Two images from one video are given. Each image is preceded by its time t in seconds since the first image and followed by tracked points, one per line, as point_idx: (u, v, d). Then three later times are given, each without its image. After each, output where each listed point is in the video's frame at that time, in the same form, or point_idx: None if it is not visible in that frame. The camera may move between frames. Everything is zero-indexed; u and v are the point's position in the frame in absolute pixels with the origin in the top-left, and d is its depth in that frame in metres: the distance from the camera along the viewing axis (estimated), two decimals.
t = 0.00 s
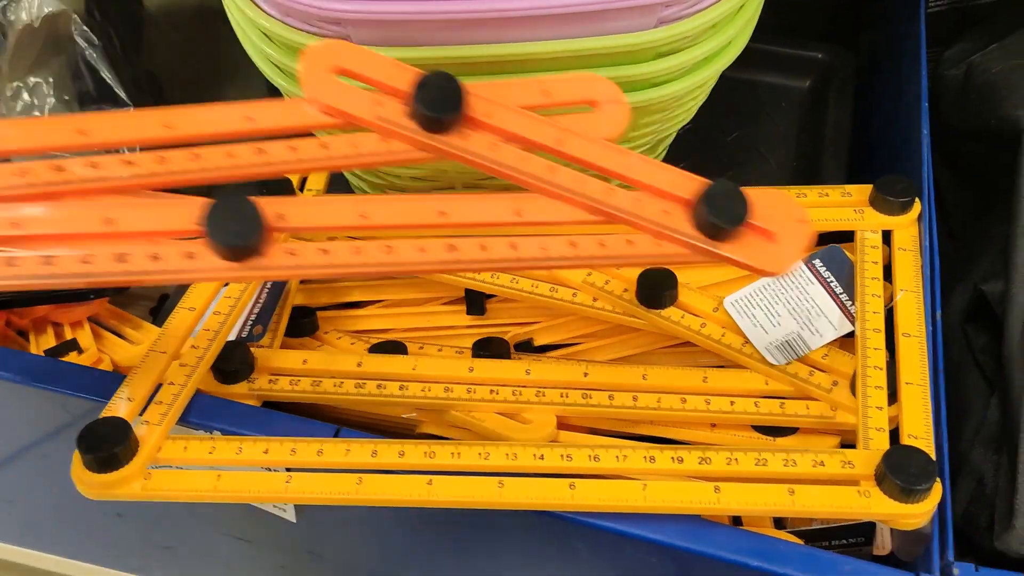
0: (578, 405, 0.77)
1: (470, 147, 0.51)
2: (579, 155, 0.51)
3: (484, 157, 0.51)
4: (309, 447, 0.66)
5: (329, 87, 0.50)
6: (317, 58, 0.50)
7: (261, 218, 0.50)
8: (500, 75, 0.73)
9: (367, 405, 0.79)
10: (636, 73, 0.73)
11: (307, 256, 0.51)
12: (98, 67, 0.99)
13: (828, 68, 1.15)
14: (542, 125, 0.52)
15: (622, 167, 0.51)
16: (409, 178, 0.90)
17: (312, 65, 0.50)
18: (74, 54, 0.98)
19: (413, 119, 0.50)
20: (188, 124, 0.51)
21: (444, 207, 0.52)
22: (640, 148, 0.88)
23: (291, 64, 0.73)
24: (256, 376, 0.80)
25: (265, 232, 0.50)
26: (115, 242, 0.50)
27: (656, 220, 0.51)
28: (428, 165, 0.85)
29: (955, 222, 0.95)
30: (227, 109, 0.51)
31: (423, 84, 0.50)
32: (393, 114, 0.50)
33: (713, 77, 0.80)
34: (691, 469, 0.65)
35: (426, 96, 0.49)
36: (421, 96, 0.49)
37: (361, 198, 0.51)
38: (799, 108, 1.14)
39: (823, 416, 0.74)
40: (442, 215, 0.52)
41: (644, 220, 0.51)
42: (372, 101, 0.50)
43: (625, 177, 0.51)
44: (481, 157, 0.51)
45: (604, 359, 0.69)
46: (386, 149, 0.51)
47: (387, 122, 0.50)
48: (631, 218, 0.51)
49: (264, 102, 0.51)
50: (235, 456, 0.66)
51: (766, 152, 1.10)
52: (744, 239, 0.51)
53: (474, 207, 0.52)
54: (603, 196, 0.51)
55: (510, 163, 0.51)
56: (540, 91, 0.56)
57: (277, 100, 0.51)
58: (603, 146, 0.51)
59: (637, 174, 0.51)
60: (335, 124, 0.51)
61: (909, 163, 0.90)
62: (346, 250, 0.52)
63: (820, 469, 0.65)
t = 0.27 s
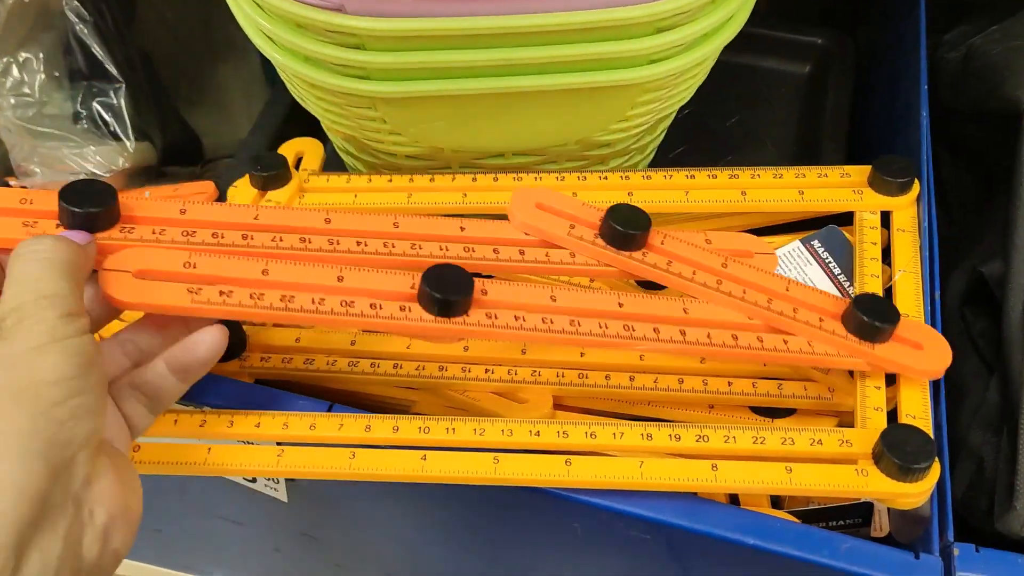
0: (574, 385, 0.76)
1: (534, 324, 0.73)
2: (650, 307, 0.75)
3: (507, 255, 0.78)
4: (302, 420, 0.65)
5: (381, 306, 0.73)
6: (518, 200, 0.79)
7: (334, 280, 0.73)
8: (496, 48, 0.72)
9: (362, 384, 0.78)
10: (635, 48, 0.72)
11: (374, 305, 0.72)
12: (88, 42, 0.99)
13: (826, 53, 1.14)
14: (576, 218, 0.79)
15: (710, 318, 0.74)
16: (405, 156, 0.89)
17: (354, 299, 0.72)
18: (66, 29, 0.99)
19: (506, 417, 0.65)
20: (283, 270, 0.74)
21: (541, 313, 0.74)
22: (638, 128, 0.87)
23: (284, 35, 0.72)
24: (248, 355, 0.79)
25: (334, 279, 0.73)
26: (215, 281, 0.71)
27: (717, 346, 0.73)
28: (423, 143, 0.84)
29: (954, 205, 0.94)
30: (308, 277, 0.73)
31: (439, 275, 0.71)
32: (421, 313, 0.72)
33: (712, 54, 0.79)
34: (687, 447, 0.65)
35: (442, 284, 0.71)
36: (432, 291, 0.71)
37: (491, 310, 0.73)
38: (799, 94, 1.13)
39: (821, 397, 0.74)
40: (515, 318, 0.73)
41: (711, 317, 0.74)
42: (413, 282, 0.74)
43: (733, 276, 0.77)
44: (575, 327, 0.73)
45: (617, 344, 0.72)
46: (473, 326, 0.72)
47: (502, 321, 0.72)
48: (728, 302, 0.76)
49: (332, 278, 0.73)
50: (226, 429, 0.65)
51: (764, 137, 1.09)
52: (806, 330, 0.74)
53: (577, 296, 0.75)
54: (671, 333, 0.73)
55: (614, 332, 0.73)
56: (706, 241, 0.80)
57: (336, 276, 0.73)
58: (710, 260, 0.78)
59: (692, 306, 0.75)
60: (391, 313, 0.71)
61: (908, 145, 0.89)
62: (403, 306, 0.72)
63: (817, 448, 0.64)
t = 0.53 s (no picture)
0: (577, 381, 0.74)
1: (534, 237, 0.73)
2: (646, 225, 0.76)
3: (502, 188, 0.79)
4: (297, 412, 0.64)
5: (387, 240, 0.69)
6: (500, 149, 0.81)
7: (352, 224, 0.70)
8: (500, 36, 0.70)
9: (360, 378, 0.77)
10: (642, 37, 0.71)
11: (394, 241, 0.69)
12: (82, 28, 0.97)
13: (833, 47, 1.12)
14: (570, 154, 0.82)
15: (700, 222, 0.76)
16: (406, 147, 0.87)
17: (356, 245, 0.68)
18: (60, 14, 0.97)
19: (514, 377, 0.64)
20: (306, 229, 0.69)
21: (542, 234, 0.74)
22: (643, 119, 0.86)
23: (283, 21, 0.70)
24: (243, 347, 0.78)
25: (348, 223, 0.71)
26: (227, 239, 0.67)
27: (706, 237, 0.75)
28: (425, 133, 0.83)
29: (963, 201, 0.93)
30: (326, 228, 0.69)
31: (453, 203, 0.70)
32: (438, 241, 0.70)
33: (720, 45, 0.78)
34: (691, 443, 0.63)
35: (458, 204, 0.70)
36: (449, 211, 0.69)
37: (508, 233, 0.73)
38: (804, 88, 1.11)
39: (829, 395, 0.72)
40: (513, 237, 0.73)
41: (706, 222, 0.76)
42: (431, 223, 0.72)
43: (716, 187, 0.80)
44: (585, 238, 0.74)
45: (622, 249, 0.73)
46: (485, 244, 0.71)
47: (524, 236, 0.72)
48: (704, 199, 0.78)
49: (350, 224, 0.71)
50: (218, 420, 0.64)
51: (769, 131, 1.07)
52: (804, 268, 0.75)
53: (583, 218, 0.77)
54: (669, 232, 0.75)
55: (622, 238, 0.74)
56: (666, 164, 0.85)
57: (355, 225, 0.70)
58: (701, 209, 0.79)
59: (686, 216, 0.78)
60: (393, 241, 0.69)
61: (918, 140, 0.88)
62: (427, 238, 0.70)
63: (823, 445, 0.63)
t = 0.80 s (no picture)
0: (571, 383, 0.74)
1: (593, 292, 0.68)
2: (684, 255, 0.73)
3: (529, 185, 0.79)
4: (288, 409, 0.65)
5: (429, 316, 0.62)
6: (535, 133, 0.79)
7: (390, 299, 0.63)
8: (497, 34, 0.69)
9: (353, 379, 0.76)
10: (642, 36, 0.70)
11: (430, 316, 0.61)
12: (75, 23, 0.96)
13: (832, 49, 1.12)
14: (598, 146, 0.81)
15: (734, 250, 0.74)
16: (401, 146, 0.87)
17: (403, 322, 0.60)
18: (53, 9, 0.96)
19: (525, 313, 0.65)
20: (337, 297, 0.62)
21: (584, 284, 0.68)
22: (640, 119, 0.85)
23: (277, 17, 0.69)
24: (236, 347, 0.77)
25: (387, 296, 0.63)
26: (270, 334, 0.58)
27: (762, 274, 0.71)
28: (420, 132, 0.82)
29: (961, 204, 0.92)
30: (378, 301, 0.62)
31: (463, 273, 0.62)
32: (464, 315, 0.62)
33: (719, 45, 0.77)
34: (685, 439, 0.63)
35: (471, 279, 0.61)
36: (457, 283, 0.61)
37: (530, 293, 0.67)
38: (803, 89, 1.11)
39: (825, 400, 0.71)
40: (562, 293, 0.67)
41: (732, 251, 0.74)
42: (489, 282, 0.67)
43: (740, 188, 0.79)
44: (632, 285, 0.69)
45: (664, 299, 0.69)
46: (520, 312, 0.63)
47: (549, 298, 0.66)
48: (732, 209, 0.78)
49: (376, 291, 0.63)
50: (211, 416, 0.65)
51: (767, 132, 1.07)
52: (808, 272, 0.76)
53: (620, 261, 0.71)
54: (708, 270, 0.71)
55: (667, 282, 0.69)
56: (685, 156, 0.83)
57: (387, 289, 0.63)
58: (736, 239, 0.76)
59: (717, 246, 0.74)
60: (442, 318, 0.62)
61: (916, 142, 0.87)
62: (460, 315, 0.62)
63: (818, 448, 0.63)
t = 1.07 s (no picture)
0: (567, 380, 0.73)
1: (607, 327, 0.61)
2: (710, 271, 0.68)
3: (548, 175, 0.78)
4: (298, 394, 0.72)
5: (401, 388, 0.53)
6: (567, 131, 0.80)
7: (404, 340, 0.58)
8: (494, 29, 0.69)
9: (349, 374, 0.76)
10: (641, 31, 0.70)
11: (458, 368, 0.55)
12: (70, 16, 0.95)
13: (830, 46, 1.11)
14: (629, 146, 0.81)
15: (754, 262, 0.69)
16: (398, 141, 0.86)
17: (342, 419, 0.51)
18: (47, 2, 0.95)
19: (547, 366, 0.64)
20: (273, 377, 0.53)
21: (605, 316, 0.62)
22: (638, 116, 0.86)
23: (273, 10, 0.69)
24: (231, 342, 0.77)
25: (412, 348, 0.56)
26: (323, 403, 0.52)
27: (779, 286, 0.67)
28: (417, 127, 0.82)
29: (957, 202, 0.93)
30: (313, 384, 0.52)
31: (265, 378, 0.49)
32: (466, 374, 0.55)
33: (717, 41, 0.77)
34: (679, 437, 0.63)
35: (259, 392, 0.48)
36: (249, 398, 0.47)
37: (530, 339, 0.59)
38: (800, 87, 1.11)
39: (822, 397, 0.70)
40: (583, 329, 0.60)
41: (757, 259, 0.70)
42: (492, 322, 0.60)
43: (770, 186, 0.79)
44: (653, 312, 0.63)
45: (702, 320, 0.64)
46: (570, 345, 0.58)
47: (575, 336, 0.59)
48: (737, 193, 0.78)
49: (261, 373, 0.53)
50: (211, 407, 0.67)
51: (764, 130, 1.07)
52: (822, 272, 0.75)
53: (641, 281, 0.66)
54: (746, 282, 0.67)
55: (693, 304, 0.64)
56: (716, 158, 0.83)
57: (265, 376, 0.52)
58: (753, 246, 0.71)
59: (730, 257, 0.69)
60: (442, 376, 0.54)
61: (913, 139, 0.87)
62: (477, 360, 0.56)
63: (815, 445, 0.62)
